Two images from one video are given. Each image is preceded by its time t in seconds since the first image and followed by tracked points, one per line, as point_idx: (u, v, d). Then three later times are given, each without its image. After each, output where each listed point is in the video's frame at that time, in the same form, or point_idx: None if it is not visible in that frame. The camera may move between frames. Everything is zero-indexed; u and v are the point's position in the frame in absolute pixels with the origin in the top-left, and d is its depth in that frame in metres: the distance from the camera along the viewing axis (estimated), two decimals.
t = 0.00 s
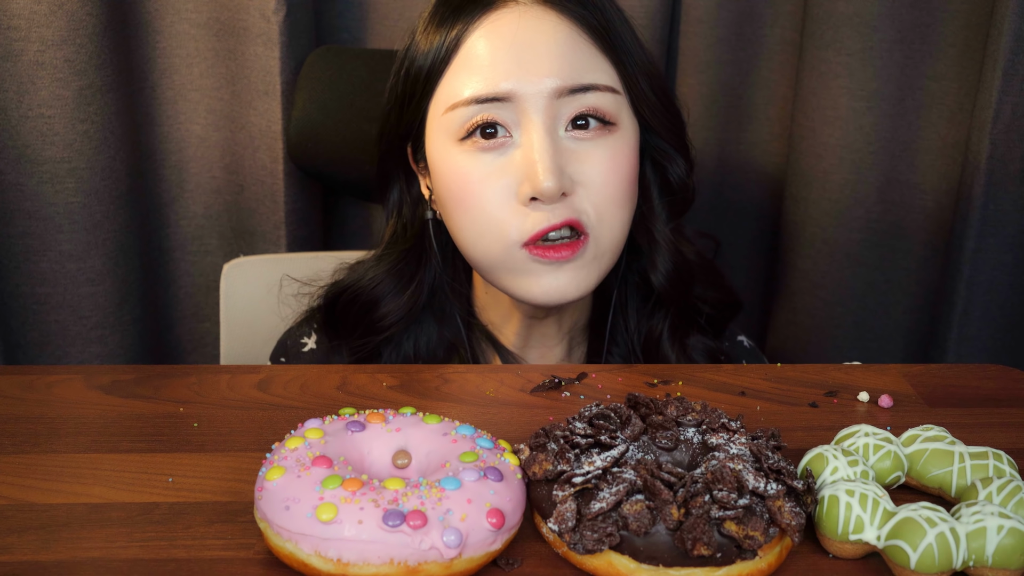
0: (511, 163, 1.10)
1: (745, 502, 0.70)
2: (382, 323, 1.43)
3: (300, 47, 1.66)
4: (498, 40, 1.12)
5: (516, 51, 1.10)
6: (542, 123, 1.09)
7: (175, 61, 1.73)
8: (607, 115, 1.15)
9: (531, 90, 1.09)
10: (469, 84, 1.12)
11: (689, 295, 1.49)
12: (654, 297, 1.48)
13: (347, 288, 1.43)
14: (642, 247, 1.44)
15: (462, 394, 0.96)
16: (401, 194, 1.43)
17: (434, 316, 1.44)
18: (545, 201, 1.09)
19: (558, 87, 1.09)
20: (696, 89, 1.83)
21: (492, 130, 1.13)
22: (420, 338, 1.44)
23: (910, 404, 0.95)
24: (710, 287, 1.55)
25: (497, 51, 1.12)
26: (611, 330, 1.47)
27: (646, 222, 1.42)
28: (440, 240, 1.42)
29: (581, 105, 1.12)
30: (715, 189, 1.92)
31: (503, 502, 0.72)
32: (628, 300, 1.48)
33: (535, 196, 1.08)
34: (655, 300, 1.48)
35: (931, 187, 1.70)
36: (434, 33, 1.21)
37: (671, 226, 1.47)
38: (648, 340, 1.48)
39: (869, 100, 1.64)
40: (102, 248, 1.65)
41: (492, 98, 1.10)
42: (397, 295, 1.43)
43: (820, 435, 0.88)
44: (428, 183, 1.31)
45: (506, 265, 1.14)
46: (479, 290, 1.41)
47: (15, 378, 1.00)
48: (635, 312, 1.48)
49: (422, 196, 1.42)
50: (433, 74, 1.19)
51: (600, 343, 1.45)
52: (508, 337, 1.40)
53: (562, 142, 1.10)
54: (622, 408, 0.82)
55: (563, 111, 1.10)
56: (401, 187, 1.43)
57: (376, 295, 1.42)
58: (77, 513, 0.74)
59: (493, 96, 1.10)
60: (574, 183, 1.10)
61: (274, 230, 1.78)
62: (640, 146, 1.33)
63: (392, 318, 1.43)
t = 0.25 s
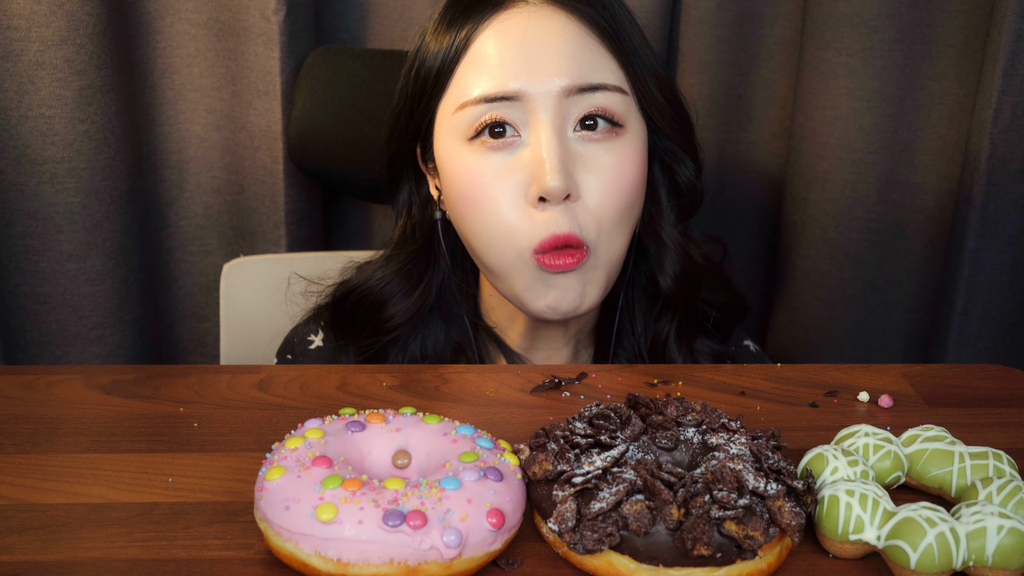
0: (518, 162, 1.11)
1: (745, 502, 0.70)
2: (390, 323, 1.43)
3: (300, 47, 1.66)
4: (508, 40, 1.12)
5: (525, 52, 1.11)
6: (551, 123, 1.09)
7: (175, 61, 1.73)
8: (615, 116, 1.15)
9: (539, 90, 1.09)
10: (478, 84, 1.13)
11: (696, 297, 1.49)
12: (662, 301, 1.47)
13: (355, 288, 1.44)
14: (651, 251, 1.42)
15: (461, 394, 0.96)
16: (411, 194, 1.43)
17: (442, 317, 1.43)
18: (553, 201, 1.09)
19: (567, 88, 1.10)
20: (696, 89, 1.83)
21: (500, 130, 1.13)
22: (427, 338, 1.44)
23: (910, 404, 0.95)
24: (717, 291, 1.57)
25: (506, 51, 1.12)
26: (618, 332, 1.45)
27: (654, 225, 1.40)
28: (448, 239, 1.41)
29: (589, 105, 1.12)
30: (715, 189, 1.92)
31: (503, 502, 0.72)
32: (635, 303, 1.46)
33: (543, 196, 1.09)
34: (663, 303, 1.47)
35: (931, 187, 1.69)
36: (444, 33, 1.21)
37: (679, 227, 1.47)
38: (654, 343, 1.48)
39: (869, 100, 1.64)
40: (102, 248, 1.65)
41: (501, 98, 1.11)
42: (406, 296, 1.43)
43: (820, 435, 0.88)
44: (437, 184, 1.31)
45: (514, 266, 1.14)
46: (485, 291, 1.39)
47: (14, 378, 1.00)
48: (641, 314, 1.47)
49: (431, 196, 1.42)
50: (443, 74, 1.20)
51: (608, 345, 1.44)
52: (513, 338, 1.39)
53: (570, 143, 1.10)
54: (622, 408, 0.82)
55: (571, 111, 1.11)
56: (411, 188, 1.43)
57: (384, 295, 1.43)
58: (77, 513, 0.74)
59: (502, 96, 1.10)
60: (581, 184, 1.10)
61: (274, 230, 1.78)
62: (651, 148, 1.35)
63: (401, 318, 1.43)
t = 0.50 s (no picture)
0: (520, 163, 1.11)
1: (745, 502, 0.70)
2: (394, 316, 1.44)
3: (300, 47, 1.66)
4: (515, 39, 1.12)
5: (532, 51, 1.11)
6: (554, 125, 1.09)
7: (175, 61, 1.73)
8: (620, 120, 1.15)
9: (544, 91, 1.09)
10: (483, 82, 1.13)
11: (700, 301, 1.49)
12: (664, 306, 1.48)
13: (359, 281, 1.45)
14: (653, 256, 1.42)
15: (462, 394, 0.96)
16: (414, 186, 1.42)
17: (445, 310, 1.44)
18: (553, 203, 1.09)
19: (572, 90, 1.10)
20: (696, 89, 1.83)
21: (503, 129, 1.13)
22: (431, 331, 1.44)
23: (910, 404, 0.95)
24: (720, 295, 1.57)
25: (513, 50, 1.12)
26: (619, 334, 1.45)
27: (656, 232, 1.41)
28: (452, 234, 1.41)
29: (594, 108, 1.12)
30: (715, 189, 1.92)
31: (503, 502, 0.72)
32: (636, 307, 1.47)
33: (542, 198, 1.09)
34: (665, 307, 1.47)
35: (932, 187, 1.69)
36: (454, 29, 1.20)
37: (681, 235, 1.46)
38: (656, 347, 1.48)
39: (869, 100, 1.64)
40: (102, 248, 1.65)
41: (505, 96, 1.11)
42: (410, 288, 1.44)
43: (820, 435, 0.88)
44: (439, 177, 1.30)
45: (512, 265, 1.14)
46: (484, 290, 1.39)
47: (14, 378, 1.00)
48: (642, 318, 1.48)
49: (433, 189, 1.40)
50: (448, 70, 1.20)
51: (609, 348, 1.43)
52: (515, 336, 1.37)
53: (572, 145, 1.11)
54: (622, 408, 0.82)
55: (575, 114, 1.11)
56: (416, 175, 1.41)
57: (388, 288, 1.44)
58: (77, 513, 0.74)
59: (507, 95, 1.11)
60: (582, 186, 1.10)
61: (274, 230, 1.77)
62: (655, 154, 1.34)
63: (404, 310, 1.44)
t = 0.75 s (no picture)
0: (496, 150, 1.11)
1: (745, 502, 0.70)
2: (377, 302, 1.43)
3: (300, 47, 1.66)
4: (505, 30, 1.13)
5: (519, 43, 1.11)
6: (533, 115, 1.09)
7: (176, 61, 1.73)
8: (602, 118, 1.15)
9: (528, 82, 1.09)
10: (468, 68, 1.13)
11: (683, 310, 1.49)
12: (648, 315, 1.47)
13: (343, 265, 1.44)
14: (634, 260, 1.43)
15: (462, 394, 0.96)
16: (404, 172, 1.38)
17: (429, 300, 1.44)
18: (524, 192, 1.09)
19: (556, 83, 1.10)
20: (696, 89, 1.83)
21: (484, 116, 1.13)
22: (414, 320, 1.45)
23: (910, 404, 0.95)
24: (708, 303, 1.53)
25: (501, 40, 1.12)
26: (599, 338, 1.46)
27: (639, 238, 1.41)
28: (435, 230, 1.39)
29: (576, 103, 1.12)
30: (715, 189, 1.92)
31: (503, 502, 0.72)
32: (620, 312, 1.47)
33: (514, 186, 1.09)
34: (649, 316, 1.47)
35: (931, 188, 1.69)
36: (445, 20, 1.21)
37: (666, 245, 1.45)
38: (638, 354, 1.48)
39: (869, 100, 1.64)
40: (102, 248, 1.65)
41: (489, 84, 1.11)
42: (394, 275, 1.43)
43: (820, 435, 0.88)
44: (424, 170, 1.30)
45: (479, 252, 1.14)
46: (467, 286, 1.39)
47: (15, 378, 1.00)
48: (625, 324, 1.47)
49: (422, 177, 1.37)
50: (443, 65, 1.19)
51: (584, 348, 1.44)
52: (496, 331, 1.37)
53: (551, 137, 1.10)
54: (622, 408, 0.82)
55: (557, 106, 1.11)
56: (405, 167, 1.39)
57: (371, 275, 1.43)
58: (77, 513, 0.74)
59: (490, 83, 1.11)
60: (556, 179, 1.10)
61: (274, 230, 1.77)
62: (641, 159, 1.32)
63: (388, 298, 1.43)
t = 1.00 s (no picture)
0: (483, 150, 1.11)
1: (745, 502, 0.70)
2: (366, 301, 1.43)
3: (300, 47, 1.66)
4: (490, 29, 1.13)
5: (504, 42, 1.11)
6: (519, 114, 1.09)
7: (175, 61, 1.73)
8: (588, 115, 1.15)
9: (513, 81, 1.09)
10: (454, 68, 1.13)
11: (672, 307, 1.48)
12: (637, 312, 1.46)
13: (333, 264, 1.44)
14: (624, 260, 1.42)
15: (461, 394, 0.96)
16: (392, 170, 1.38)
17: (420, 300, 1.44)
18: (512, 191, 1.09)
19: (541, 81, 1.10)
20: (696, 89, 1.83)
21: (471, 115, 1.13)
22: (405, 319, 1.44)
23: (910, 404, 0.95)
24: (698, 298, 1.55)
25: (487, 39, 1.12)
26: (587, 335, 1.45)
27: (627, 237, 1.39)
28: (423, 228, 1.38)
29: (562, 101, 1.12)
30: (715, 189, 1.92)
31: (503, 502, 0.72)
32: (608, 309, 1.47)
33: (502, 185, 1.09)
34: (638, 313, 1.46)
35: (931, 188, 1.69)
36: (432, 18, 1.20)
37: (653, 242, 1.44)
38: (628, 351, 1.48)
39: (869, 100, 1.64)
40: (103, 248, 1.65)
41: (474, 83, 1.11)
42: (383, 274, 1.43)
43: (820, 435, 0.88)
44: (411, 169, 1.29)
45: (467, 252, 1.14)
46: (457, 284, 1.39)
47: (15, 379, 1.00)
48: (614, 321, 1.47)
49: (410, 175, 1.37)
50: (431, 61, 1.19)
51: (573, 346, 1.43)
52: (489, 330, 1.37)
53: (537, 136, 1.11)
54: (622, 408, 0.82)
55: (543, 105, 1.11)
56: (394, 165, 1.38)
57: (360, 273, 1.43)
58: (77, 513, 0.74)
59: (476, 82, 1.11)
60: (543, 178, 1.10)
61: (274, 230, 1.77)
62: (629, 156, 1.33)
63: (378, 297, 1.42)
